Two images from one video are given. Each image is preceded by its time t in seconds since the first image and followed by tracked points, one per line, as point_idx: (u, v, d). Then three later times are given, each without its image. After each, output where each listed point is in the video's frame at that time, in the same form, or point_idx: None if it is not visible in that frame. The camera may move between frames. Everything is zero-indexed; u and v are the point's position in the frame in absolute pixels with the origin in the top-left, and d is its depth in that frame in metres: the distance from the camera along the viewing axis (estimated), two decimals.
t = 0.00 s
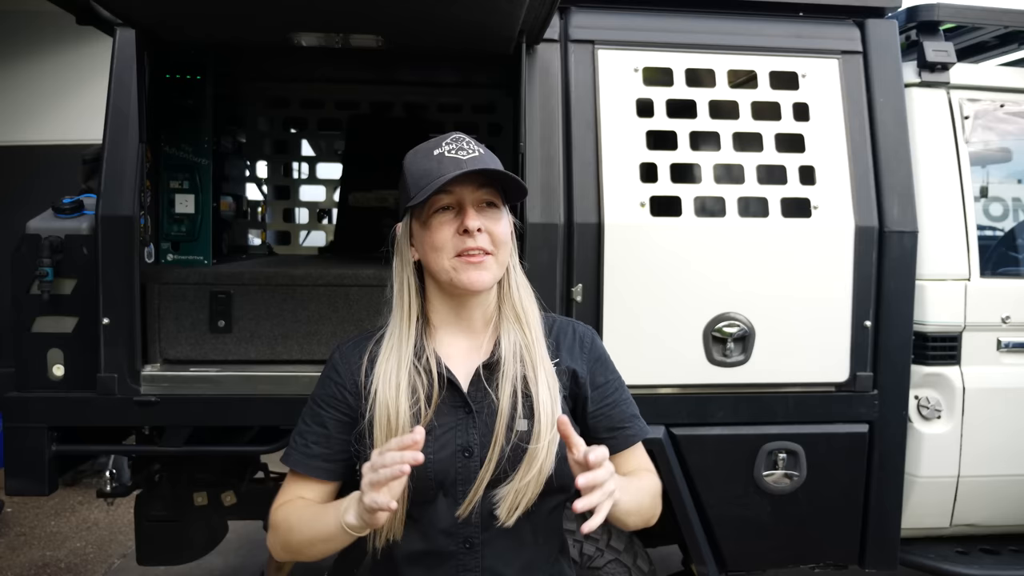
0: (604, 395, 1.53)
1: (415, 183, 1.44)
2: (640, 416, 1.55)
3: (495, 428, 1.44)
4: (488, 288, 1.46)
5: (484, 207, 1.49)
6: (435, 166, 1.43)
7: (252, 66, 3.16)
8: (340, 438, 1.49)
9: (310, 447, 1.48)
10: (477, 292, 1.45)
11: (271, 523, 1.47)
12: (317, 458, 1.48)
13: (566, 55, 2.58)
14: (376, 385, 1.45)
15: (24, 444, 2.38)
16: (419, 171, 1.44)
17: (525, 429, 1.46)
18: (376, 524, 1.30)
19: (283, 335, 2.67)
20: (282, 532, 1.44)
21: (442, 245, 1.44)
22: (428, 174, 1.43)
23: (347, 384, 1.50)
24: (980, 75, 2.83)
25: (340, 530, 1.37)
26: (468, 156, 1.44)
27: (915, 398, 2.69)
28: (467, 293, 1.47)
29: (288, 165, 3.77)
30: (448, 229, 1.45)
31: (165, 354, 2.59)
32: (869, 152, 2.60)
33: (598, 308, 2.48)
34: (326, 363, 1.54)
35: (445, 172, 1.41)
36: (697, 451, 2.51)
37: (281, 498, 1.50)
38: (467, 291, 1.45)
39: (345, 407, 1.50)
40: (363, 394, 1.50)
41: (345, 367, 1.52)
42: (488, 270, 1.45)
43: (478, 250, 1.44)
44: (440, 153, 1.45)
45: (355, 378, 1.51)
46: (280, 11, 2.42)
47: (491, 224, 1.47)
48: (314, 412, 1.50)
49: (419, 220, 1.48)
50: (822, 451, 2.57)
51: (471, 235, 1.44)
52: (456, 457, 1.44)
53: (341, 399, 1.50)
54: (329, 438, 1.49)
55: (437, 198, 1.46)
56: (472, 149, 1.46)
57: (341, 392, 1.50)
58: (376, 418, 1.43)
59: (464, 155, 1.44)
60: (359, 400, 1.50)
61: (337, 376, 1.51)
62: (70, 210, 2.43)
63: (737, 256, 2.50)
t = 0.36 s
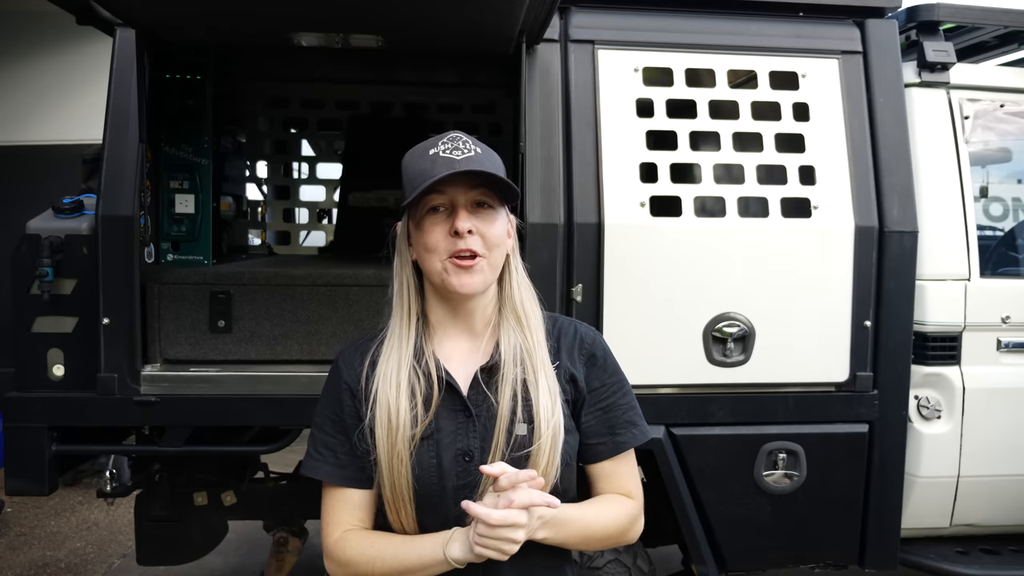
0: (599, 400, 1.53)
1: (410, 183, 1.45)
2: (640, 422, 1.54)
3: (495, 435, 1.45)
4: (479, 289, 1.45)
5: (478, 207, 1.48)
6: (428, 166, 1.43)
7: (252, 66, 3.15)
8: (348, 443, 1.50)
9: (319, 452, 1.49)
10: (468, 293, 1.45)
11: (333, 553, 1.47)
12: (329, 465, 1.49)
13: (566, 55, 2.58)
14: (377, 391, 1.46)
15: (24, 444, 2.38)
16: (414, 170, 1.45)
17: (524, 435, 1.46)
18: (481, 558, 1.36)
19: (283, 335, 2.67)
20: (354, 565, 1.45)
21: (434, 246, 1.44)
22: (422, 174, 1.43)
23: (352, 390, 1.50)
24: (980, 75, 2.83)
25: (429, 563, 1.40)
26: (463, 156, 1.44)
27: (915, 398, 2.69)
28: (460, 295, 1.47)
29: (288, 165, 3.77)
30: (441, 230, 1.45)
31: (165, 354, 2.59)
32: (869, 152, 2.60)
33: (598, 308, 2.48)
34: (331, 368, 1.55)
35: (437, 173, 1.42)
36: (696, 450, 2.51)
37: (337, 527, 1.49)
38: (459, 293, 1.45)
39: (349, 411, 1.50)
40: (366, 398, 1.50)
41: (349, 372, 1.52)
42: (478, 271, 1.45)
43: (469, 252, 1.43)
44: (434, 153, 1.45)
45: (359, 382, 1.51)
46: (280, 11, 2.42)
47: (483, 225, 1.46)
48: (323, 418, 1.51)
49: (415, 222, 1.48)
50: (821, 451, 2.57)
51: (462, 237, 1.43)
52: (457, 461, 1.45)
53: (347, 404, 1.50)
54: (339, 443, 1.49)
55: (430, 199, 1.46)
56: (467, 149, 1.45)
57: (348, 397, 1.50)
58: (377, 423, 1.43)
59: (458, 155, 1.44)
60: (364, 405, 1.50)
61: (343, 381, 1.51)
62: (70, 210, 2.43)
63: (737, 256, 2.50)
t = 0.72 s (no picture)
0: (600, 402, 1.52)
1: (408, 183, 1.45)
2: (639, 424, 1.54)
3: (496, 435, 1.45)
4: (478, 291, 1.45)
5: (476, 209, 1.48)
6: (426, 167, 1.43)
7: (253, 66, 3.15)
8: (348, 445, 1.50)
9: (317, 453, 1.49)
10: (466, 294, 1.45)
11: (337, 557, 1.47)
12: (328, 467, 1.49)
13: (566, 55, 2.58)
14: (377, 393, 1.46)
15: (24, 444, 2.38)
16: (412, 171, 1.45)
17: (525, 435, 1.46)
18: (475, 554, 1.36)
19: (283, 335, 2.67)
20: (355, 565, 1.45)
21: (432, 248, 1.44)
22: (420, 174, 1.43)
23: (352, 391, 1.50)
24: (980, 75, 2.83)
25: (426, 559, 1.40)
26: (460, 158, 1.43)
27: (915, 398, 2.69)
28: (459, 296, 1.47)
29: (288, 165, 3.78)
30: (440, 232, 1.45)
31: (165, 354, 2.59)
32: (869, 152, 2.60)
33: (598, 308, 2.48)
34: (331, 370, 1.55)
35: (435, 174, 1.42)
36: (696, 451, 2.51)
37: (338, 528, 1.50)
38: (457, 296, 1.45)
39: (350, 414, 1.50)
40: (366, 400, 1.50)
41: (349, 373, 1.52)
42: (477, 272, 1.45)
43: (468, 253, 1.44)
44: (433, 153, 1.45)
45: (359, 384, 1.51)
46: (280, 11, 2.42)
47: (481, 226, 1.46)
48: (323, 419, 1.51)
49: (413, 223, 1.48)
50: (821, 451, 2.57)
51: (460, 239, 1.43)
52: (457, 462, 1.45)
53: (347, 406, 1.50)
54: (339, 445, 1.50)
55: (429, 200, 1.46)
56: (465, 150, 1.45)
57: (347, 399, 1.50)
58: (377, 425, 1.43)
59: (456, 156, 1.43)
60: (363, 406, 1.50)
61: (344, 383, 1.51)
62: (70, 210, 2.43)
63: (737, 255, 2.50)
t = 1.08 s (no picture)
0: (602, 390, 1.54)
1: (419, 186, 1.43)
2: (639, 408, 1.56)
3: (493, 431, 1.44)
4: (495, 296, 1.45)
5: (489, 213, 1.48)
6: (440, 169, 1.44)
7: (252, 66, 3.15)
8: (338, 452, 1.51)
9: (306, 460, 1.50)
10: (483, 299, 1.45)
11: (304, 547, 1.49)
12: (317, 472, 1.50)
13: (566, 55, 2.58)
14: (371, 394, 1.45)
15: (24, 444, 2.38)
16: (422, 173, 1.45)
17: (522, 430, 1.47)
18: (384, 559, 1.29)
19: (283, 335, 2.67)
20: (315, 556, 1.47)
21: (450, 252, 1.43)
22: (434, 176, 1.43)
23: (342, 396, 1.52)
24: (980, 75, 2.83)
25: (351, 559, 1.39)
26: (473, 161, 1.48)
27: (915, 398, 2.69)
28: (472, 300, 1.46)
29: (288, 165, 3.78)
30: (457, 236, 1.44)
31: (165, 354, 2.59)
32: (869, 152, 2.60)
33: (598, 308, 2.48)
34: (325, 375, 1.57)
35: (452, 176, 1.43)
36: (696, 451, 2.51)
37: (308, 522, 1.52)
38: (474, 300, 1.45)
39: (340, 420, 1.52)
40: (357, 405, 1.51)
41: (340, 379, 1.54)
42: (495, 277, 1.45)
43: (486, 257, 1.43)
44: (443, 156, 1.47)
45: (351, 389, 1.52)
46: (280, 11, 2.42)
47: (498, 230, 1.46)
48: (314, 426, 1.53)
49: (423, 226, 1.46)
50: (821, 451, 2.57)
51: (481, 242, 1.43)
52: (454, 460, 1.45)
53: (337, 412, 1.52)
54: (328, 451, 1.51)
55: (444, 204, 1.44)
56: (474, 154, 1.50)
57: (337, 404, 1.52)
58: (370, 431, 1.43)
59: (469, 159, 1.47)
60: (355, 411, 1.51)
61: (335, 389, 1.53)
62: (70, 210, 2.43)
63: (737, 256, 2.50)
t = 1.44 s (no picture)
0: (604, 371, 1.53)
1: (407, 179, 1.43)
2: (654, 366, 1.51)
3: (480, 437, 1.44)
4: (466, 295, 1.43)
5: (472, 215, 1.48)
6: (429, 164, 1.43)
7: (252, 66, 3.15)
8: (324, 462, 1.51)
9: (294, 471, 1.52)
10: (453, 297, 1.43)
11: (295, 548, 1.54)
12: (305, 483, 1.51)
13: (566, 55, 2.58)
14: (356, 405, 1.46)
15: (24, 443, 2.38)
16: (412, 167, 1.44)
17: (511, 435, 1.46)
18: None
19: (283, 336, 2.67)
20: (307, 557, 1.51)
21: (424, 245, 1.42)
22: (422, 171, 1.42)
23: (326, 407, 1.53)
24: (980, 75, 2.83)
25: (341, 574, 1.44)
26: (465, 159, 1.45)
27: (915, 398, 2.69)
28: (445, 297, 1.45)
29: (288, 165, 3.78)
30: (434, 230, 1.43)
31: (165, 354, 2.58)
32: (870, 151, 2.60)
33: (598, 308, 2.48)
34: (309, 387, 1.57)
35: (440, 173, 1.41)
36: (696, 450, 2.51)
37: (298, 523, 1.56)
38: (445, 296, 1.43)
39: (325, 430, 1.52)
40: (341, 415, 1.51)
41: (324, 389, 1.55)
42: (467, 277, 1.43)
43: (461, 256, 1.42)
44: (435, 151, 1.45)
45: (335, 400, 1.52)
46: (280, 10, 2.41)
47: (478, 232, 1.45)
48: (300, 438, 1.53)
49: (404, 217, 1.46)
50: (821, 451, 2.57)
51: (458, 241, 1.43)
52: (441, 469, 1.44)
53: (322, 423, 1.52)
54: (314, 461, 1.51)
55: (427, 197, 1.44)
56: (468, 153, 1.47)
57: (321, 415, 1.53)
58: (355, 437, 1.43)
59: (461, 158, 1.44)
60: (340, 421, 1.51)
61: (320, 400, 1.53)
62: (70, 210, 2.43)
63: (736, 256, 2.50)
